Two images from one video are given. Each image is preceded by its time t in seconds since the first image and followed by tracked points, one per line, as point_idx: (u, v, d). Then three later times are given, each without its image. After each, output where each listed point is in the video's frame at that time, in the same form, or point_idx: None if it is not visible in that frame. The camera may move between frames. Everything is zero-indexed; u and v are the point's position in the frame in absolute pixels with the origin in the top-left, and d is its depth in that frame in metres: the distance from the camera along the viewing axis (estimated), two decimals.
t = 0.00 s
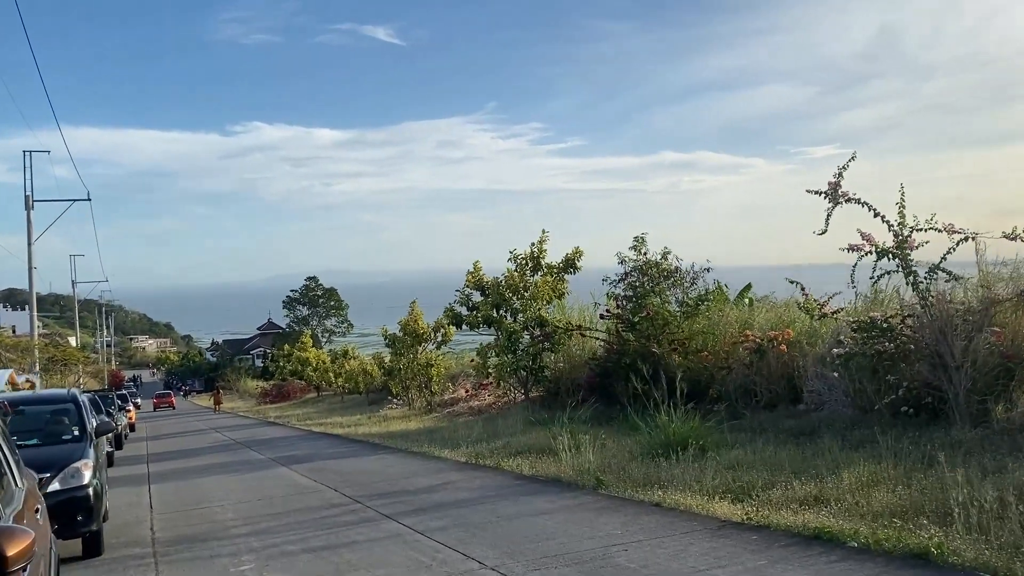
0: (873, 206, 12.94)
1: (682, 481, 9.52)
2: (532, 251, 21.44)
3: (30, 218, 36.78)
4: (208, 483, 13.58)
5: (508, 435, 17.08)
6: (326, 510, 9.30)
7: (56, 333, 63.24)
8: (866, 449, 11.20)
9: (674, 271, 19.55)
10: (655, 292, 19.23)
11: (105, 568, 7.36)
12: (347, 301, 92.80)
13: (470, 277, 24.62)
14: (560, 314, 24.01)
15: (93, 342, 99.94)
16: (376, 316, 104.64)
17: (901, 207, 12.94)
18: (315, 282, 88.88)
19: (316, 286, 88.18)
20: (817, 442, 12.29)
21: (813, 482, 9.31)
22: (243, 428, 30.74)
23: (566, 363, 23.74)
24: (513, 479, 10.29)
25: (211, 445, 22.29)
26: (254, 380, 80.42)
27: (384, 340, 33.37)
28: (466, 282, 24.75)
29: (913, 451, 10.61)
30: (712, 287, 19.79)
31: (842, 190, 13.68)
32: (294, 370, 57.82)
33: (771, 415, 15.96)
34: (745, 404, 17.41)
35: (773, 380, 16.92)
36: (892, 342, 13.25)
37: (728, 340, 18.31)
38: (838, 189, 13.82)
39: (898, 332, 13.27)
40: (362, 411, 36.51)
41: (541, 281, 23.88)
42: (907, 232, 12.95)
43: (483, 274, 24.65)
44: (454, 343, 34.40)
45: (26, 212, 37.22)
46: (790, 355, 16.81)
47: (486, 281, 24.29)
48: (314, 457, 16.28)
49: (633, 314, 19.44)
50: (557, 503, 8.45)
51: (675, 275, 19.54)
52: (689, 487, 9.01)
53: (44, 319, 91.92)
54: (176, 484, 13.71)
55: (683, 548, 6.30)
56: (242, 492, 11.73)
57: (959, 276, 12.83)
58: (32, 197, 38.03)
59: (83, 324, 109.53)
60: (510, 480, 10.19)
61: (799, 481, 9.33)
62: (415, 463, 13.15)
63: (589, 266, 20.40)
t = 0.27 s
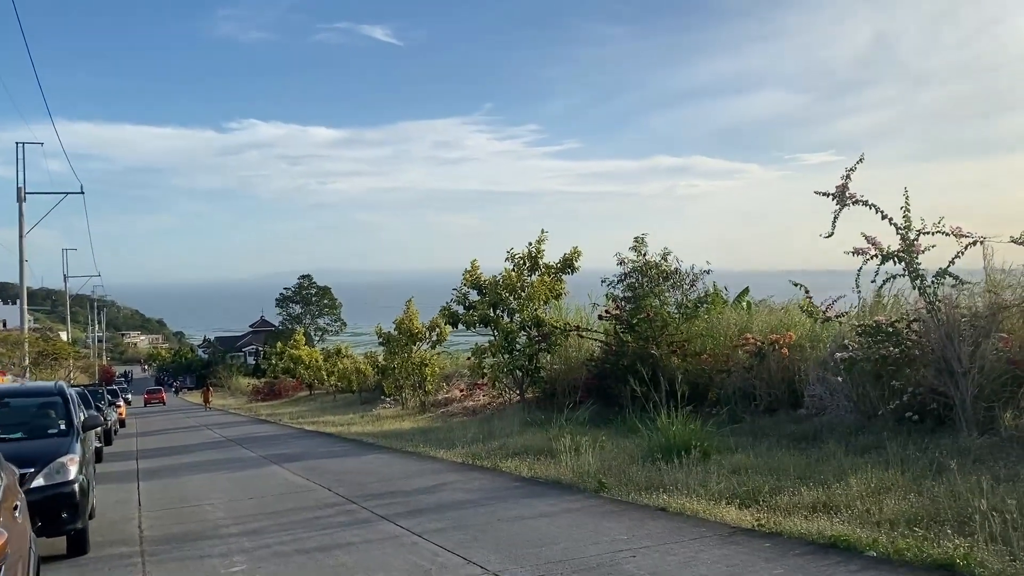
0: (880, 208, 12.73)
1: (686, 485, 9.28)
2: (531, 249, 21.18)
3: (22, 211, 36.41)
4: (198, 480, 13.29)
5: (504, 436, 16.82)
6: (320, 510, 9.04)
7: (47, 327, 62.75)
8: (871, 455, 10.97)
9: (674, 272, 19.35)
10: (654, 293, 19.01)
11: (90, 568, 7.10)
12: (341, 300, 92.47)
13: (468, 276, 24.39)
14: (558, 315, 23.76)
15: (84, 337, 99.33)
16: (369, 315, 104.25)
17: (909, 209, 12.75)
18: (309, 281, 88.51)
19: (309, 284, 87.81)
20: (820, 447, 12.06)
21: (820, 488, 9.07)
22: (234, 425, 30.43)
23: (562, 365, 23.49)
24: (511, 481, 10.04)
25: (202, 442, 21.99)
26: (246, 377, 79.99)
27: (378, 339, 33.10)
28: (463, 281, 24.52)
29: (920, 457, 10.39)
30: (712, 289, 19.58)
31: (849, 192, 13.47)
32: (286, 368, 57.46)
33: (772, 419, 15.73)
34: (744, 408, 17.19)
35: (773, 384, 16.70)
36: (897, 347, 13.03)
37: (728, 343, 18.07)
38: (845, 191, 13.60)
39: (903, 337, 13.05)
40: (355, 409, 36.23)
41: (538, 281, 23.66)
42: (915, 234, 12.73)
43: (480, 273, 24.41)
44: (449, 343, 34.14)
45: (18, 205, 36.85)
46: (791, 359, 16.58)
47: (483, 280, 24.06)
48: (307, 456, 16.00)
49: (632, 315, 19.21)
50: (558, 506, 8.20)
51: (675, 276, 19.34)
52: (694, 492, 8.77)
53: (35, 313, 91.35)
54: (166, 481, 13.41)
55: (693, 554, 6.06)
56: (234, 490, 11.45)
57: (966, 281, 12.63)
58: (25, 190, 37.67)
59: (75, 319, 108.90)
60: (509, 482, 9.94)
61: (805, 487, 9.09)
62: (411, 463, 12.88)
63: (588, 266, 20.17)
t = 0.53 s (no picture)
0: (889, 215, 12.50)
1: (691, 496, 9.02)
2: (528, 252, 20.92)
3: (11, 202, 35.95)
4: (187, 481, 12.99)
5: (499, 441, 16.56)
6: (313, 516, 8.75)
7: (35, 321, 62.16)
8: (877, 467, 10.74)
9: (673, 277, 19.14)
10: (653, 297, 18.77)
11: None
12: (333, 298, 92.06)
13: (463, 277, 24.13)
14: (553, 318, 23.51)
15: (73, 331, 98.63)
16: (361, 314, 103.84)
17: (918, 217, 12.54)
18: (301, 278, 88.09)
19: (301, 282, 87.39)
20: (824, 458, 11.82)
21: (830, 502, 8.82)
22: (224, 423, 30.07)
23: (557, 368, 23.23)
24: (510, 488, 9.77)
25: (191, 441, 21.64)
26: (235, 374, 79.50)
27: (371, 338, 32.80)
28: (458, 282, 24.26)
29: (928, 470, 10.16)
30: (711, 294, 19.37)
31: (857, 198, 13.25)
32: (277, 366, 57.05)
33: (771, 428, 15.49)
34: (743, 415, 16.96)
35: (773, 391, 16.47)
36: (903, 357, 12.81)
37: (727, 349, 17.84)
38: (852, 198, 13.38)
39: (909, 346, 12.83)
40: (346, 409, 35.91)
41: (535, 283, 23.40)
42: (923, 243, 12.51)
43: (476, 274, 24.15)
44: (442, 344, 33.85)
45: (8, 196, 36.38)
46: (792, 366, 16.35)
47: (479, 281, 23.81)
48: (298, 457, 15.69)
49: (630, 320, 18.96)
50: (561, 517, 7.93)
51: (673, 281, 19.13)
52: (699, 504, 8.51)
53: (24, 306, 90.63)
54: (154, 482, 13.10)
55: (706, 572, 5.80)
56: (224, 493, 11.15)
57: (974, 291, 12.41)
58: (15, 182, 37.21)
59: (64, 312, 108.13)
60: (508, 489, 9.67)
61: (813, 500, 8.84)
62: (405, 468, 12.61)
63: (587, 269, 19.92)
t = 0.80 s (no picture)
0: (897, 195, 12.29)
1: (708, 487, 8.78)
2: (526, 247, 20.69)
3: None
4: (188, 489, 12.70)
5: (504, 438, 16.31)
6: (320, 520, 8.49)
7: (28, 335, 61.69)
8: (893, 451, 10.52)
9: (673, 268, 18.95)
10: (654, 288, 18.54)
11: None
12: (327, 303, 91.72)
13: (460, 275, 23.89)
14: (553, 313, 23.29)
15: (67, 344, 98.04)
16: (356, 317, 103.54)
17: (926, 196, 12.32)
18: (295, 284, 87.73)
19: (295, 288, 87.04)
20: (838, 444, 11.59)
21: (851, 487, 8.58)
22: (222, 430, 29.77)
23: (558, 363, 23.00)
24: (521, 485, 9.52)
25: (190, 449, 21.34)
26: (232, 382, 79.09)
27: (368, 341, 32.53)
28: (455, 280, 24.02)
29: (947, 452, 9.95)
30: (712, 283, 19.17)
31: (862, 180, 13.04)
32: (274, 372, 56.72)
33: (779, 416, 15.27)
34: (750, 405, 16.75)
35: (780, 380, 16.25)
36: (914, 339, 12.59)
37: (731, 339, 17.61)
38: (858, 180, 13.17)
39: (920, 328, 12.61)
40: (345, 413, 35.64)
41: (533, 279, 23.18)
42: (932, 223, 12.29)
43: (473, 272, 23.91)
44: (440, 344, 33.60)
45: None
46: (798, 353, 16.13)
47: (476, 279, 23.58)
48: (300, 462, 15.41)
49: (631, 312, 18.74)
50: (577, 512, 7.68)
51: (673, 271, 18.95)
52: (718, 494, 8.26)
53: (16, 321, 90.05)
54: (154, 491, 12.81)
55: (737, 564, 5.56)
56: (226, 500, 10.87)
57: (985, 270, 12.19)
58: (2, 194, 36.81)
59: (57, 326, 107.49)
60: (519, 486, 9.41)
61: (834, 487, 8.60)
62: (411, 468, 12.34)
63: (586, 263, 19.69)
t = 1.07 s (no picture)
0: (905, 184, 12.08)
1: (723, 487, 8.54)
2: (525, 246, 20.46)
3: None
4: (189, 502, 12.45)
5: (508, 441, 16.07)
6: (325, 533, 8.26)
7: (21, 348, 61.26)
8: (908, 444, 10.31)
9: (673, 263, 18.73)
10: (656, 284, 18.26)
11: None
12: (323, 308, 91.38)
13: (457, 276, 23.64)
14: (553, 313, 23.05)
15: (62, 356, 97.54)
16: (352, 322, 103.27)
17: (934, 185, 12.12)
18: (290, 289, 87.37)
19: (290, 293, 86.69)
20: (849, 438, 11.40)
21: (870, 484, 8.35)
22: (221, 439, 29.48)
23: (559, 363, 22.78)
24: (531, 490, 9.29)
25: (189, 460, 21.06)
26: (230, 390, 78.73)
27: (366, 345, 32.25)
28: (453, 281, 23.77)
29: (963, 444, 9.74)
30: (713, 277, 18.98)
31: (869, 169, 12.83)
32: (271, 379, 56.41)
33: (787, 411, 15.06)
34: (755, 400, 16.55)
35: (785, 373, 16.05)
36: (923, 329, 12.38)
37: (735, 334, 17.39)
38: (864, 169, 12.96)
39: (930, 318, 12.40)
40: (345, 418, 35.37)
41: (531, 278, 22.93)
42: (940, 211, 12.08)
43: (471, 272, 23.68)
44: (439, 346, 33.35)
45: None
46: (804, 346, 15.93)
47: (474, 279, 23.35)
48: (302, 470, 15.16)
49: (633, 309, 18.48)
50: (591, 517, 7.46)
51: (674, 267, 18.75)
52: (734, 494, 8.02)
53: (10, 334, 89.55)
54: (155, 505, 12.55)
55: (765, 570, 5.35)
56: (229, 513, 10.61)
57: (994, 258, 12.00)
58: None
59: (52, 338, 106.96)
60: (528, 491, 9.17)
61: (853, 484, 8.38)
62: (416, 474, 12.10)
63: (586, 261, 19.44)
